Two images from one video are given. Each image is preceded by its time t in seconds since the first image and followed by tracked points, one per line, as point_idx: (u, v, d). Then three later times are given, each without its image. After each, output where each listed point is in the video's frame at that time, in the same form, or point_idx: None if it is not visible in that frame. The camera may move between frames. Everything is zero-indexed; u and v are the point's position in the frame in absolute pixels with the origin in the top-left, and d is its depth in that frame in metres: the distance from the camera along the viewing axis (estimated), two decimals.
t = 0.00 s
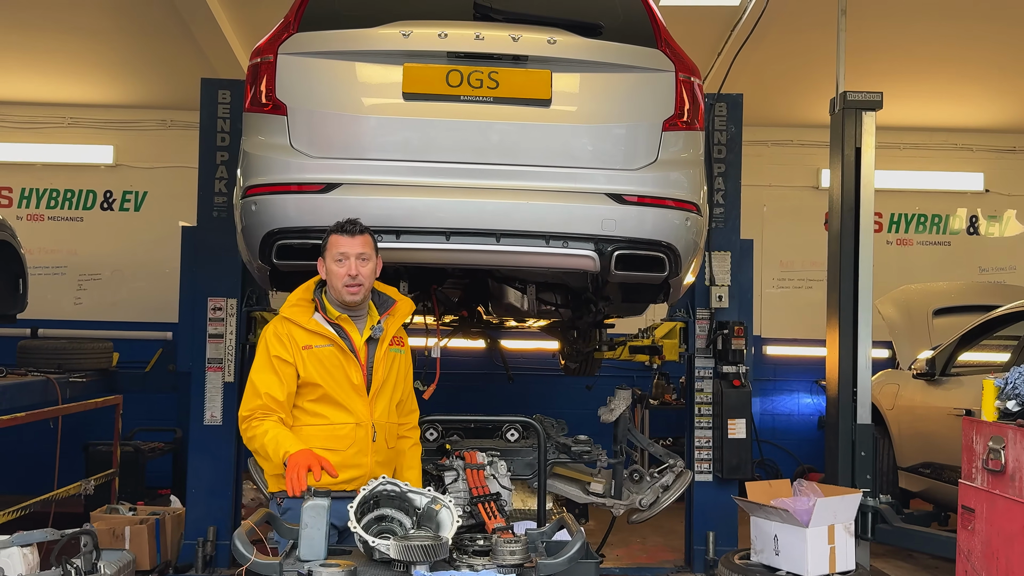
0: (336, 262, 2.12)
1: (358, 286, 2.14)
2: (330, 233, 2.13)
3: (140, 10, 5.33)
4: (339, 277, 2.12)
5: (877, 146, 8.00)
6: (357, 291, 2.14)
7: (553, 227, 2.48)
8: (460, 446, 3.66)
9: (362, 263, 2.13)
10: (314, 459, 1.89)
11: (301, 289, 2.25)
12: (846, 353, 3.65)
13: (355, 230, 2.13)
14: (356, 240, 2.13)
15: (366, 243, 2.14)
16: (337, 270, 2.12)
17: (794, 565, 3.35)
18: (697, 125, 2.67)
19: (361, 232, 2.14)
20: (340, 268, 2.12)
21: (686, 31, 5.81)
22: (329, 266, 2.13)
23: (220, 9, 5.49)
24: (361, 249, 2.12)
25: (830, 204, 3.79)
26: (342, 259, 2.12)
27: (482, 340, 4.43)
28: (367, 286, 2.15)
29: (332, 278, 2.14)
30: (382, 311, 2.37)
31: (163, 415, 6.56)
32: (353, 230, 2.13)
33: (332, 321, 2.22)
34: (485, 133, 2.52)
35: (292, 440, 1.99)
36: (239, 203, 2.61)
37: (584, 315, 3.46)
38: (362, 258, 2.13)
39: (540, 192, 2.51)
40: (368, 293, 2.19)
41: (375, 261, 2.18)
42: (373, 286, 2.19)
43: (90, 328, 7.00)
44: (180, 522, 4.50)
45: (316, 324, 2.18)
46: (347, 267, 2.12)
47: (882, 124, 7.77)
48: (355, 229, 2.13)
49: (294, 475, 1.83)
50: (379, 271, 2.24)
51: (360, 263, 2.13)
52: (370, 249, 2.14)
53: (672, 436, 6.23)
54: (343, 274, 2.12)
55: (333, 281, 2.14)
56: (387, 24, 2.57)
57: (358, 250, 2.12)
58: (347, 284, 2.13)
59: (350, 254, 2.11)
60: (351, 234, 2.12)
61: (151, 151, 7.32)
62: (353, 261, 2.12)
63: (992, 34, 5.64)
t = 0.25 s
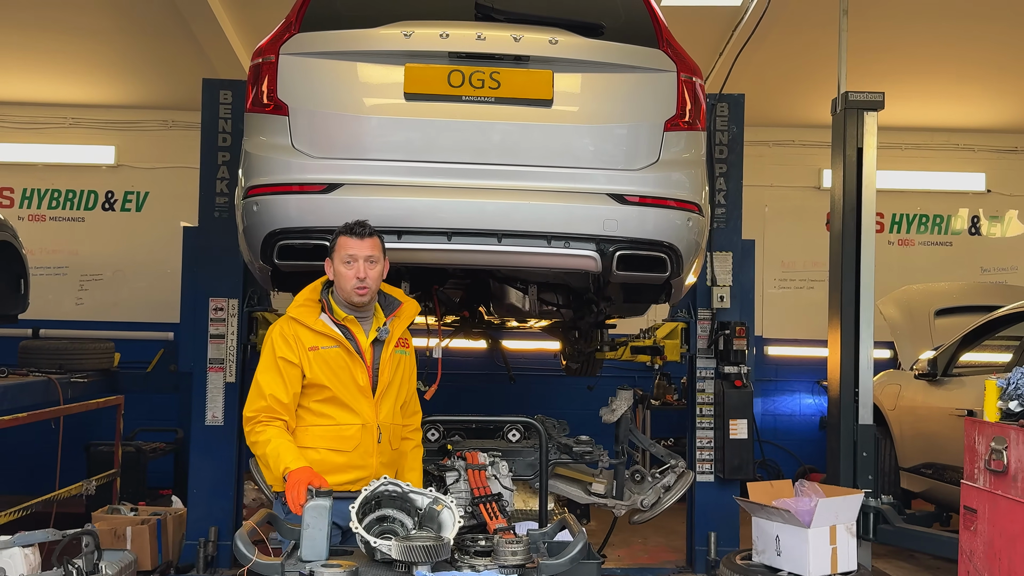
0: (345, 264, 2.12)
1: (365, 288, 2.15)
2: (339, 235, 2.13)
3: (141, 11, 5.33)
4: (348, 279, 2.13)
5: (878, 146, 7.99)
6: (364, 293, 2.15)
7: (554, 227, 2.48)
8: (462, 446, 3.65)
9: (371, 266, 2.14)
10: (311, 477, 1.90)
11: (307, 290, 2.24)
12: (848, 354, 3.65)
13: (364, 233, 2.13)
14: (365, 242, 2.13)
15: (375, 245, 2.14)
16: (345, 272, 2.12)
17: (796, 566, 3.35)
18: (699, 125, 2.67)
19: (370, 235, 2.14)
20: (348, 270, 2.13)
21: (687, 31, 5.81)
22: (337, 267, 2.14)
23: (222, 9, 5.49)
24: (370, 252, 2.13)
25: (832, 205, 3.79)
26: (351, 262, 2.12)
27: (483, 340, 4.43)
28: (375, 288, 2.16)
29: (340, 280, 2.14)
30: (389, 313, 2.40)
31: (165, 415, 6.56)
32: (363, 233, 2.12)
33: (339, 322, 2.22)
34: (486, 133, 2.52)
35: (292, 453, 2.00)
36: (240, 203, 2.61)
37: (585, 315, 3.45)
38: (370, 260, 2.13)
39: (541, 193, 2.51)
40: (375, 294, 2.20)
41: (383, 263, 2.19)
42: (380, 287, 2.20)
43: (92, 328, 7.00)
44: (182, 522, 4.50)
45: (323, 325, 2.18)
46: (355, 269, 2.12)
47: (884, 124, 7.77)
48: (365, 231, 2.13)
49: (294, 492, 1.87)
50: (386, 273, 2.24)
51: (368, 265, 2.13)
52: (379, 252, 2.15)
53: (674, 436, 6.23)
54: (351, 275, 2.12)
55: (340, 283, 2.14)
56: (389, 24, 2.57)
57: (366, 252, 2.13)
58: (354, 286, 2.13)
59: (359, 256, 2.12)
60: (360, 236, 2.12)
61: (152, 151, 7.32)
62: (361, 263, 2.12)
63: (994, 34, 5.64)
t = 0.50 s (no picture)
0: (353, 266, 2.12)
1: (373, 291, 2.15)
2: (347, 237, 2.12)
3: (142, 11, 5.33)
4: (355, 282, 2.13)
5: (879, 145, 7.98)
6: (371, 296, 2.15)
7: (555, 227, 2.48)
8: (463, 446, 3.65)
9: (378, 269, 2.14)
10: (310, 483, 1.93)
11: (315, 289, 2.24)
12: (849, 353, 3.64)
13: (372, 236, 2.13)
14: (373, 245, 2.12)
15: (382, 248, 2.14)
16: (353, 274, 2.13)
17: (797, 566, 3.35)
18: (700, 124, 2.67)
19: (378, 238, 2.14)
20: (356, 273, 2.12)
21: (688, 31, 5.81)
22: (345, 270, 2.14)
23: (223, 9, 5.49)
24: (378, 255, 2.12)
25: (833, 204, 3.78)
26: (358, 264, 2.12)
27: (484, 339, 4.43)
28: (382, 291, 2.16)
29: (347, 282, 2.14)
30: (395, 313, 2.38)
31: (166, 415, 6.57)
32: (371, 236, 2.12)
33: (346, 322, 2.22)
34: (488, 133, 2.52)
35: (296, 460, 1.99)
36: (242, 203, 2.61)
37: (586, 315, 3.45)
38: (378, 263, 2.13)
39: (542, 193, 2.51)
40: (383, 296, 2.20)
41: (390, 265, 2.19)
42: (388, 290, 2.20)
43: (93, 328, 7.01)
44: (183, 522, 4.50)
45: (331, 324, 2.18)
46: (363, 273, 2.12)
47: (885, 123, 7.76)
48: (373, 234, 2.12)
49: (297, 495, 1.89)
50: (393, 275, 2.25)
51: (376, 268, 2.13)
52: (387, 255, 2.15)
53: (675, 436, 6.23)
54: (359, 278, 2.12)
55: (348, 285, 2.14)
56: (390, 24, 2.57)
57: (374, 255, 2.13)
58: (362, 289, 2.14)
59: (367, 259, 2.12)
60: (368, 240, 2.12)
61: (153, 151, 7.32)
62: (369, 266, 2.12)
63: (994, 34, 5.63)
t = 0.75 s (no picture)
0: (360, 267, 2.14)
1: (381, 291, 2.17)
2: (354, 238, 2.13)
3: (142, 10, 5.33)
4: (363, 282, 2.15)
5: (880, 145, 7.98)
6: (379, 295, 2.17)
7: (556, 226, 2.48)
8: (463, 446, 3.65)
9: (385, 269, 2.15)
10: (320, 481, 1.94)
11: (323, 290, 2.25)
12: (849, 353, 3.64)
13: (378, 237, 2.14)
14: (380, 246, 2.14)
15: (389, 249, 2.15)
16: (361, 275, 2.14)
17: (797, 566, 3.35)
18: (701, 124, 2.67)
19: (384, 239, 2.16)
20: (364, 274, 2.14)
21: (688, 31, 5.81)
22: (352, 271, 2.15)
23: (223, 9, 5.49)
24: (385, 256, 2.14)
25: (833, 204, 3.78)
26: (366, 265, 2.14)
27: (484, 339, 4.43)
28: (390, 291, 2.18)
29: (355, 283, 2.16)
30: (400, 314, 2.40)
31: (167, 415, 6.57)
32: (377, 237, 2.14)
33: (353, 323, 2.24)
34: (488, 132, 2.52)
35: (300, 459, 2.00)
36: (242, 203, 2.61)
37: (587, 314, 3.46)
38: (385, 263, 2.15)
39: (543, 192, 2.51)
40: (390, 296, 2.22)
41: (397, 265, 2.20)
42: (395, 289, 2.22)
43: (93, 328, 7.01)
44: (183, 522, 4.50)
45: (339, 325, 2.18)
46: (371, 273, 2.14)
47: (885, 123, 7.76)
48: (380, 235, 2.14)
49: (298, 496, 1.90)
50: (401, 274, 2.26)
51: (384, 269, 2.15)
52: (393, 254, 2.16)
53: (675, 436, 6.23)
54: (367, 279, 2.14)
55: (356, 286, 2.16)
56: (390, 23, 2.57)
57: (382, 256, 2.14)
58: (370, 290, 2.15)
59: (374, 260, 2.13)
60: (375, 240, 2.14)
61: (153, 151, 7.32)
62: (377, 267, 2.14)
63: (995, 34, 5.63)
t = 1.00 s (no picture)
0: (368, 269, 2.13)
1: (389, 292, 2.16)
2: (361, 239, 2.13)
3: (142, 10, 5.33)
4: (371, 284, 2.14)
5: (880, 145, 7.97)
6: (388, 296, 2.16)
7: (556, 226, 2.48)
8: (464, 446, 3.65)
9: (393, 270, 2.15)
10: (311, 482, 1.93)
11: (331, 290, 2.24)
12: (850, 353, 3.64)
13: (386, 238, 2.14)
14: (387, 247, 2.14)
15: (396, 249, 2.15)
16: (368, 277, 2.13)
17: (797, 566, 3.35)
18: (701, 124, 2.67)
19: (392, 240, 2.15)
20: (372, 275, 2.13)
21: (688, 31, 5.81)
22: (360, 273, 2.15)
23: (223, 8, 5.49)
24: (392, 256, 2.13)
25: (833, 204, 3.78)
26: (374, 267, 2.13)
27: (485, 339, 4.42)
28: (399, 292, 2.17)
29: (363, 284, 2.15)
30: (408, 315, 2.39)
31: (167, 415, 6.56)
32: (384, 238, 2.14)
33: (361, 325, 2.23)
34: (488, 132, 2.52)
35: (300, 460, 1.99)
36: (242, 203, 2.61)
37: (587, 314, 3.46)
38: (393, 265, 2.14)
39: (543, 192, 2.51)
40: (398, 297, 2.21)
41: (405, 266, 2.20)
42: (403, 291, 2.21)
43: (93, 328, 7.01)
44: (183, 522, 4.50)
45: (347, 328, 2.18)
46: (378, 274, 2.13)
47: (885, 123, 7.76)
48: (387, 236, 2.14)
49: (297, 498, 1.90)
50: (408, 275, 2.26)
51: (391, 270, 2.14)
52: (401, 255, 2.16)
53: (675, 436, 6.22)
54: (374, 280, 2.13)
55: (364, 288, 2.15)
56: (391, 23, 2.57)
57: (389, 257, 2.14)
58: (378, 291, 2.14)
59: (382, 261, 2.13)
60: (382, 241, 2.13)
61: (154, 151, 7.32)
62: (385, 268, 2.13)
63: (995, 34, 5.63)
